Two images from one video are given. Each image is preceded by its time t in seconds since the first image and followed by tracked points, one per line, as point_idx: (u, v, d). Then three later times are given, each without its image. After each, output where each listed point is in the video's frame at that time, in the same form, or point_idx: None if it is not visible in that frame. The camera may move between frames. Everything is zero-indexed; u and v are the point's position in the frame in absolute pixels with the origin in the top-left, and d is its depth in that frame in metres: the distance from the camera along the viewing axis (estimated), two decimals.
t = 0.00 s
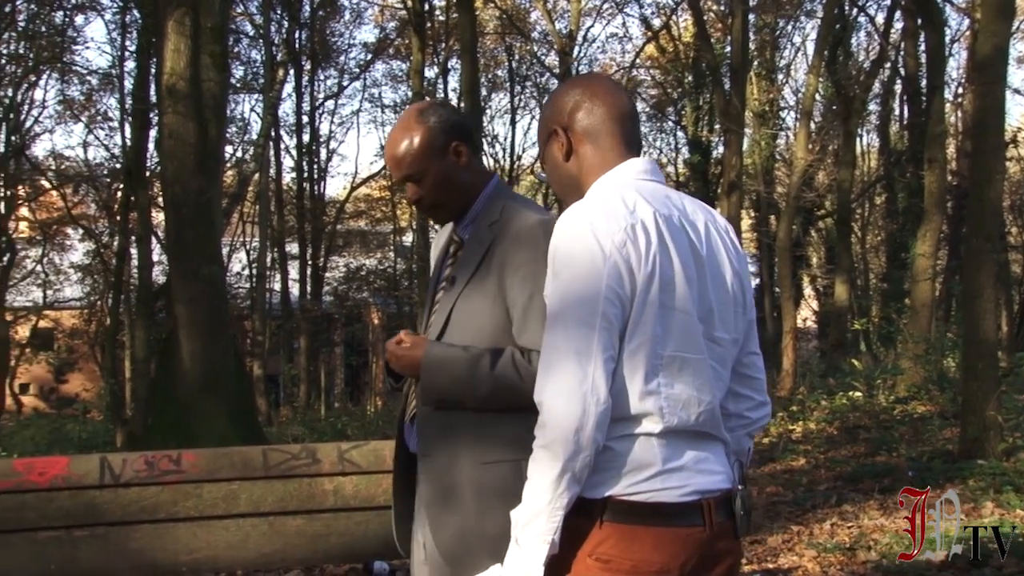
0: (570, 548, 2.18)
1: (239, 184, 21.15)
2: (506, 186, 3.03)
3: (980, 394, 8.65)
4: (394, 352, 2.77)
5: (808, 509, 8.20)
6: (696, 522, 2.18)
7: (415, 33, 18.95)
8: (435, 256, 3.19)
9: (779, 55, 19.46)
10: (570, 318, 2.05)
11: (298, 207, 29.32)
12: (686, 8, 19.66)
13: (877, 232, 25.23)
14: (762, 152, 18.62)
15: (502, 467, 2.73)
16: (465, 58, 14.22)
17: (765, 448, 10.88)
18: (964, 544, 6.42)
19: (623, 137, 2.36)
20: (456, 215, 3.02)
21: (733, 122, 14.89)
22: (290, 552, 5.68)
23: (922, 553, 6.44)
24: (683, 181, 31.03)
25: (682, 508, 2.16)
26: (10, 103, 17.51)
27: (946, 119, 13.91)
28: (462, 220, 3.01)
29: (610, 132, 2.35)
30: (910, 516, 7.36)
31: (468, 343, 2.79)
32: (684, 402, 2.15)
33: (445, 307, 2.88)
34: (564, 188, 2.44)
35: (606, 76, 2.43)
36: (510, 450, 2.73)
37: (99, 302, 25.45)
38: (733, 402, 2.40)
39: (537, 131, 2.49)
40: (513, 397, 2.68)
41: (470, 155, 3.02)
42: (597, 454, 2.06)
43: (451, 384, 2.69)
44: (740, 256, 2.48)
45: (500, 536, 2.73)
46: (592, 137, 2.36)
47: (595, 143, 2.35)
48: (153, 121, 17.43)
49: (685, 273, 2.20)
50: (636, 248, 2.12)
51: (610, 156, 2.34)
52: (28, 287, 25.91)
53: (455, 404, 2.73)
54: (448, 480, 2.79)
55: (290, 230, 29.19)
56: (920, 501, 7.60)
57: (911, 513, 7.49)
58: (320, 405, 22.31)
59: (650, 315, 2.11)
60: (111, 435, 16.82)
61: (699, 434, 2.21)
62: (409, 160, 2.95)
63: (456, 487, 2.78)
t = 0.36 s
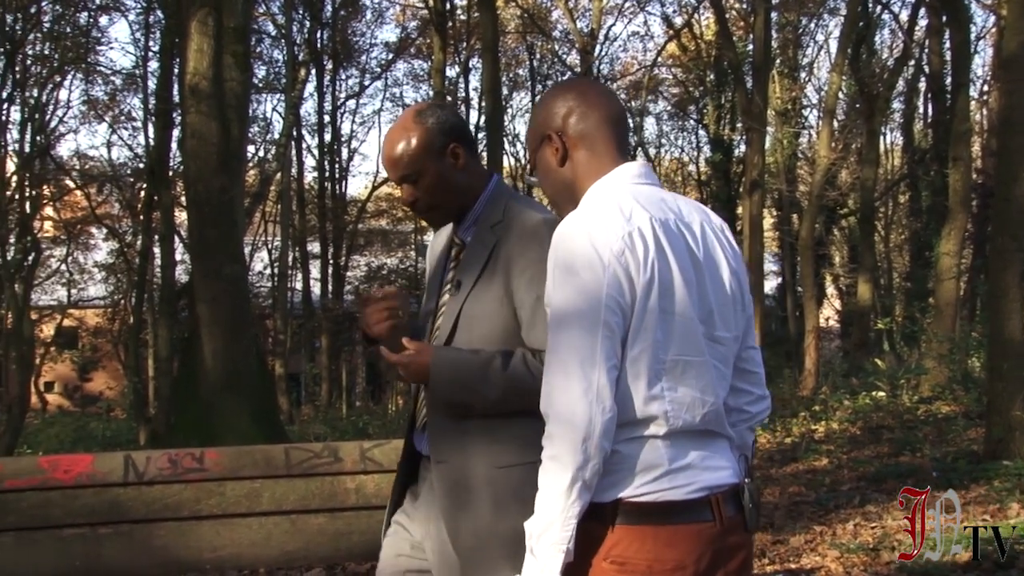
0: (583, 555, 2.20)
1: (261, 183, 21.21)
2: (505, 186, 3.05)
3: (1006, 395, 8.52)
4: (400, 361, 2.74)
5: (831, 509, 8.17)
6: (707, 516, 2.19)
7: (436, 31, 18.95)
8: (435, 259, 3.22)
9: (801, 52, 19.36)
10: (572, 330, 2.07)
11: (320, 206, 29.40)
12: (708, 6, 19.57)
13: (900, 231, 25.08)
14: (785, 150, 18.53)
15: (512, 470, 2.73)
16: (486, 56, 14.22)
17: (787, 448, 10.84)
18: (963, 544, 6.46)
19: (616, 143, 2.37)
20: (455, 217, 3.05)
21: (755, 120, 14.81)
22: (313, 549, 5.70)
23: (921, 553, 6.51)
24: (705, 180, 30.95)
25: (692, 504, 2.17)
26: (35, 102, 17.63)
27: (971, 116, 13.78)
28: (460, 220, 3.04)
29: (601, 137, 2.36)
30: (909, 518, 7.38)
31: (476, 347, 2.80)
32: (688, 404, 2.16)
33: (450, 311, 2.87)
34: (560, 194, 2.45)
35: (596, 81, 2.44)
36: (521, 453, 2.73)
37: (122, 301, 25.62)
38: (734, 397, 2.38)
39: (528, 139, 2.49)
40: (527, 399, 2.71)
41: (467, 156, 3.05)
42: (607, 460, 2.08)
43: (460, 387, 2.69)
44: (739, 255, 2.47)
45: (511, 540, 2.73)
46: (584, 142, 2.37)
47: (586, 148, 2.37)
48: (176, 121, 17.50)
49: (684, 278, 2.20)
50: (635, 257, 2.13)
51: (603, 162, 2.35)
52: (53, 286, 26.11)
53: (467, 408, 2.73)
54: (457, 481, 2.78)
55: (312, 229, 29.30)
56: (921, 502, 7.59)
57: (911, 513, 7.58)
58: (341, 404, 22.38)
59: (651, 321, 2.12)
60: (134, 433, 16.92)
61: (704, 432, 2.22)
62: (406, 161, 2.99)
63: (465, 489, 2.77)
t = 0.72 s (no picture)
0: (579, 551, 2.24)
1: (277, 181, 21.25)
2: (504, 187, 3.05)
3: None
4: (401, 366, 2.73)
5: (848, 508, 8.13)
6: (703, 504, 2.23)
7: (452, 29, 18.93)
8: (430, 255, 3.23)
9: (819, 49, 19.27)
10: (562, 330, 2.10)
11: (335, 204, 29.43)
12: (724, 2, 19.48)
13: (917, 229, 25.00)
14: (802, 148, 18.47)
15: (503, 470, 2.72)
16: (501, 54, 14.19)
17: (803, 446, 10.80)
18: (964, 545, 6.44)
19: (599, 146, 2.41)
20: (450, 215, 3.05)
21: (772, 117, 14.76)
22: (329, 546, 5.75)
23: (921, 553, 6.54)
24: (721, 177, 30.89)
25: (687, 493, 2.21)
26: (53, 101, 17.69)
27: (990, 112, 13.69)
28: (456, 218, 3.05)
29: (586, 140, 2.40)
30: (908, 518, 7.36)
31: (472, 347, 2.80)
32: (678, 398, 2.19)
33: (445, 309, 2.86)
34: (545, 197, 2.48)
35: (575, 87, 2.47)
36: (512, 451, 2.72)
37: (139, 299, 25.73)
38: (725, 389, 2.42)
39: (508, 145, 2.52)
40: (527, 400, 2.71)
41: (468, 153, 3.06)
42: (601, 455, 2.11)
43: (462, 388, 2.68)
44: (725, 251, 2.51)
45: (504, 538, 2.72)
46: (570, 144, 2.40)
47: (571, 151, 2.40)
48: (193, 119, 17.53)
49: (672, 277, 2.24)
50: (624, 258, 2.16)
51: (588, 166, 2.39)
52: (70, 284, 26.21)
53: (466, 412, 2.74)
54: (452, 481, 2.78)
55: (327, 227, 29.34)
56: (921, 501, 7.60)
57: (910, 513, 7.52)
58: (357, 401, 22.42)
59: (640, 321, 2.16)
60: (151, 430, 16.96)
61: (696, 424, 2.26)
62: (407, 154, 3.00)
63: (458, 488, 2.78)
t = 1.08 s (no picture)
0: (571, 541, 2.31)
1: (291, 176, 21.27)
2: (466, 192, 3.07)
3: None
4: (365, 369, 2.78)
5: (862, 504, 8.11)
6: (688, 487, 2.30)
7: (465, 24, 18.92)
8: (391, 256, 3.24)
9: (834, 44, 19.21)
10: (553, 322, 2.16)
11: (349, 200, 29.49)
12: None
13: (933, 224, 24.93)
14: (817, 143, 18.43)
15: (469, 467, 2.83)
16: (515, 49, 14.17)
17: (817, 442, 10.78)
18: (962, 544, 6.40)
19: (583, 143, 2.47)
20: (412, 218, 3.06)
21: (786, 113, 14.71)
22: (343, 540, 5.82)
23: (921, 553, 6.47)
24: (735, 174, 30.82)
25: (675, 479, 2.29)
26: (69, 98, 17.77)
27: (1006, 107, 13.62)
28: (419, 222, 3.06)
29: (569, 141, 2.45)
30: (909, 518, 7.31)
31: (435, 349, 2.85)
32: (663, 389, 2.27)
33: (409, 309, 2.91)
34: (526, 193, 2.51)
35: (558, 84, 2.51)
36: (477, 450, 2.83)
37: (153, 294, 25.86)
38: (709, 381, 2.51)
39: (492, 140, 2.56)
40: (493, 402, 2.78)
41: (430, 157, 3.05)
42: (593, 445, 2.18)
43: (430, 389, 2.75)
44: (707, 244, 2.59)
45: (469, 535, 2.84)
46: (556, 143, 2.44)
47: (557, 149, 2.44)
48: (208, 114, 17.57)
49: (659, 269, 2.31)
50: (613, 252, 2.23)
51: (572, 162, 2.44)
52: (85, 279, 26.36)
53: (432, 413, 2.80)
54: (416, 482, 2.87)
55: (341, 223, 29.39)
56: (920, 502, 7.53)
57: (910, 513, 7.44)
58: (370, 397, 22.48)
59: (628, 313, 2.23)
60: (166, 425, 17.05)
61: (682, 414, 2.34)
62: (371, 157, 2.99)
63: (423, 486, 2.87)
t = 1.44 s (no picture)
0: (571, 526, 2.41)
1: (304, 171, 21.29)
2: (391, 193, 3.18)
3: None
4: (283, 364, 2.92)
5: (877, 500, 8.10)
6: (677, 477, 2.42)
7: (478, 19, 18.93)
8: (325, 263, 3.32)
9: (848, 39, 19.14)
10: (553, 312, 2.27)
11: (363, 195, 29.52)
12: None
13: (949, 220, 24.82)
14: (831, 138, 18.40)
15: (389, 466, 2.94)
16: (527, 45, 14.20)
17: (831, 438, 10.76)
18: (963, 544, 6.38)
19: (565, 137, 2.61)
20: (338, 220, 3.15)
21: (800, 108, 14.66)
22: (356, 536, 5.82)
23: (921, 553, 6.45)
24: (749, 169, 30.74)
25: (668, 470, 2.41)
26: (84, 93, 17.88)
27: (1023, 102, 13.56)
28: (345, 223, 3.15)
29: (550, 136, 2.59)
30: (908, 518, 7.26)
31: (355, 346, 2.98)
32: (654, 380, 2.40)
33: (333, 310, 3.05)
34: (509, 186, 2.64)
35: (538, 79, 2.66)
36: (397, 450, 2.95)
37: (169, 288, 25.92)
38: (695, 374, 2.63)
39: (475, 131, 2.69)
40: (404, 400, 2.89)
41: (355, 160, 3.16)
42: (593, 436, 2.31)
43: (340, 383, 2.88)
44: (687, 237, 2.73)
45: (391, 535, 2.94)
46: (540, 137, 2.59)
47: (542, 144, 2.59)
48: (221, 110, 17.61)
49: (650, 262, 2.44)
50: (607, 244, 2.35)
51: (556, 155, 2.59)
52: (100, 275, 26.50)
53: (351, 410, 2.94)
54: (340, 482, 2.98)
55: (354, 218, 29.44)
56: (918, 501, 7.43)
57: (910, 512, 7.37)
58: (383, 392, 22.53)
59: (623, 304, 2.36)
60: (180, 419, 17.12)
61: (671, 404, 2.47)
62: (295, 161, 3.10)
63: (348, 485, 2.97)
